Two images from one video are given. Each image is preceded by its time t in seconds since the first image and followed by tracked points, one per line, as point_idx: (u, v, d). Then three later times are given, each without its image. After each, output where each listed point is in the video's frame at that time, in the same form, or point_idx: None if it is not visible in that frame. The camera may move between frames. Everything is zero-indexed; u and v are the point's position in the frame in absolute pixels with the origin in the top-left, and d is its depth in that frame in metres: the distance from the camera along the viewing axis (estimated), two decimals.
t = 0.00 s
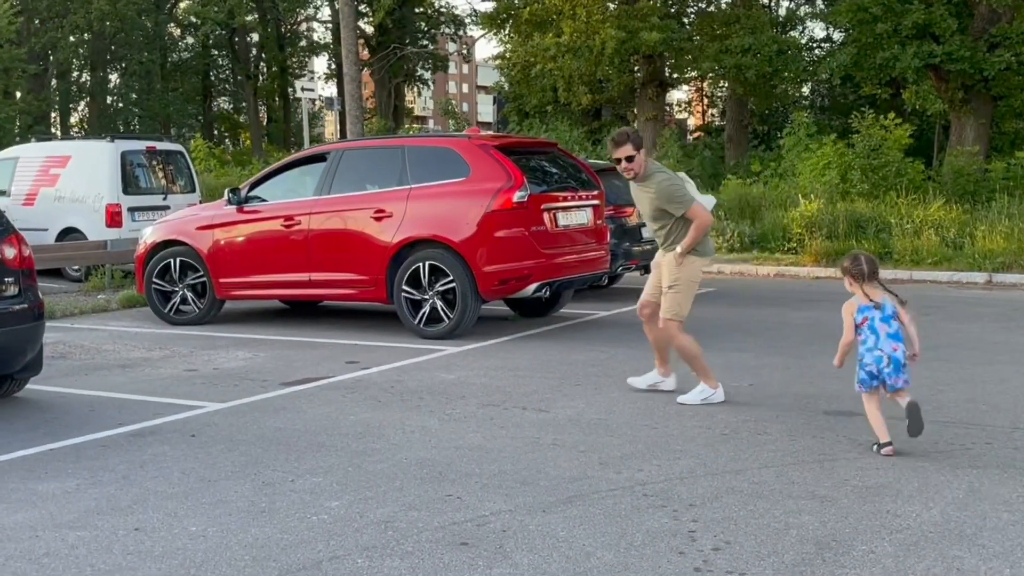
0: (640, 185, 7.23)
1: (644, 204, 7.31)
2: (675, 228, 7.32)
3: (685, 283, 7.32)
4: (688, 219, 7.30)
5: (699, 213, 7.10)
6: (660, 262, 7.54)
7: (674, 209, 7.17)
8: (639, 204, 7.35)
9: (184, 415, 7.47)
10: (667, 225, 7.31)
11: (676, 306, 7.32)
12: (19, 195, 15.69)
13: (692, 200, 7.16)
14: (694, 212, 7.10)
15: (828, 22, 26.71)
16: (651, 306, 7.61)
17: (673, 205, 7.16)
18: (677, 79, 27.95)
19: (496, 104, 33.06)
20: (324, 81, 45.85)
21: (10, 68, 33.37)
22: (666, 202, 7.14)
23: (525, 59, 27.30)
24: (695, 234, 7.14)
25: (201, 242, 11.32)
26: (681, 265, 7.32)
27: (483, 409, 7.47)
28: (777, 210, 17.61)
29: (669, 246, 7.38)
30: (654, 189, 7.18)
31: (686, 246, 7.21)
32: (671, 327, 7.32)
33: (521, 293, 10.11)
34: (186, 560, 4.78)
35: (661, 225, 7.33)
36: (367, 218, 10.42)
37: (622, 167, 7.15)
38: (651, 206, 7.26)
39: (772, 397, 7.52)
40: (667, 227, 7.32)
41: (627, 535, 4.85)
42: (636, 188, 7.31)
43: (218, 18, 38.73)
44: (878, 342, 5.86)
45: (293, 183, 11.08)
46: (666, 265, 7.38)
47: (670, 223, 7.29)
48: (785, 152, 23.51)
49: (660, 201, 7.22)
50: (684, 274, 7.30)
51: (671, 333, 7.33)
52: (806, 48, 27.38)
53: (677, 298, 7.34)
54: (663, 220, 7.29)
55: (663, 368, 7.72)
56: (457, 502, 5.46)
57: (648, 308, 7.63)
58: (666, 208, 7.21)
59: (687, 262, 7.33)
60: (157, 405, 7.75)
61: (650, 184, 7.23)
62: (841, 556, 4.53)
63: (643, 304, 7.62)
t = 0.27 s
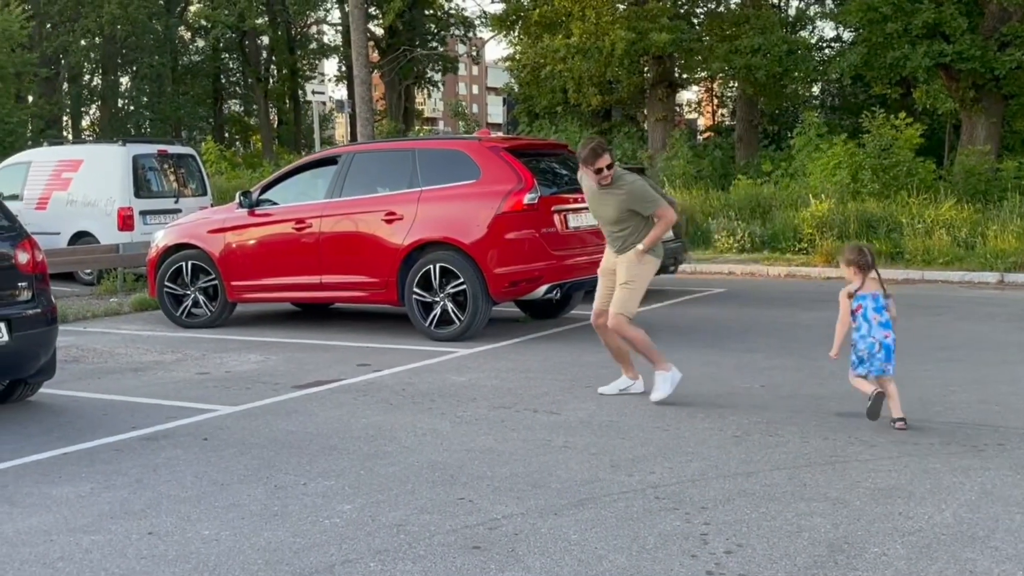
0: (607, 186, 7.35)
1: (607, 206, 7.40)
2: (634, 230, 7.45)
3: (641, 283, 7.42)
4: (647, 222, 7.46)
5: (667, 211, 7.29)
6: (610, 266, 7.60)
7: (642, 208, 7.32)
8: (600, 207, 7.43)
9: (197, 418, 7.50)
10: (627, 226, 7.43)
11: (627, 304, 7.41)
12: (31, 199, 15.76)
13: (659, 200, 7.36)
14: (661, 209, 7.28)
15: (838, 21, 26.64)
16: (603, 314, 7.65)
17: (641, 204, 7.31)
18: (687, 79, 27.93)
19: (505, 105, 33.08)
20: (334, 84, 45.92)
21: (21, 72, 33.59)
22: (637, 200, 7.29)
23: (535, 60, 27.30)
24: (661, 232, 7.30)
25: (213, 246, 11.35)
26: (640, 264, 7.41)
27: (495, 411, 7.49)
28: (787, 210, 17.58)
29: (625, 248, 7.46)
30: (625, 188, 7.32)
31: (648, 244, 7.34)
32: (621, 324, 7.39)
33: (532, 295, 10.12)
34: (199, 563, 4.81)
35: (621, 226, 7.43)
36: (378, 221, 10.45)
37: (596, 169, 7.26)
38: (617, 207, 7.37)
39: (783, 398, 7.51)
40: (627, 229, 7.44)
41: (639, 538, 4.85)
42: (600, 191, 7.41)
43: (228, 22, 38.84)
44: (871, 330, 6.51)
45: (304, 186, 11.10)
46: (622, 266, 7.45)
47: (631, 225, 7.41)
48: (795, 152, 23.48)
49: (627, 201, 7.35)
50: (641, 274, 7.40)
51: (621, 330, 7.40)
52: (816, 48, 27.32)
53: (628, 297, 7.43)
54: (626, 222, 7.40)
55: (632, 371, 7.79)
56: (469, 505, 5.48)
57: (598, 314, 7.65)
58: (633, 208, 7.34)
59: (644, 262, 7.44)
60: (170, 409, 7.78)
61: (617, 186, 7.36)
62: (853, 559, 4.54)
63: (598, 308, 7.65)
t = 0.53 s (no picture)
0: (594, 181, 7.39)
1: (588, 199, 7.40)
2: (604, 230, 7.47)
3: (602, 284, 7.43)
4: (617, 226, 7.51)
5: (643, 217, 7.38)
6: (570, 265, 7.57)
7: (621, 209, 7.38)
8: (580, 200, 7.41)
9: (218, 418, 7.54)
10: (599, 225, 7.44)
11: (590, 304, 7.42)
12: (53, 202, 15.87)
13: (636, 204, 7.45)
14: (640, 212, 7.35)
15: (857, 20, 26.52)
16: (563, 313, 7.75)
17: (621, 205, 7.37)
18: (704, 79, 27.85)
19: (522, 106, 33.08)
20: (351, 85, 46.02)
21: (43, 76, 33.86)
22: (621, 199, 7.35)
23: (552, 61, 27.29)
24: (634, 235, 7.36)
25: (232, 247, 11.41)
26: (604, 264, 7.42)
27: (514, 411, 7.50)
28: (806, 209, 17.52)
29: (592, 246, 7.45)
30: (610, 185, 7.39)
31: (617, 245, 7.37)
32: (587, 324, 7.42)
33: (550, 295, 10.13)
34: (221, 562, 4.83)
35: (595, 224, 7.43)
36: (396, 222, 10.47)
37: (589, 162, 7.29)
38: (597, 203, 7.38)
39: (803, 397, 7.49)
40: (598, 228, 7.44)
41: (660, 537, 4.85)
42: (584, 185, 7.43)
43: (246, 24, 38.99)
44: (851, 312, 6.93)
45: (323, 188, 11.14)
46: (587, 265, 7.43)
47: (604, 224, 7.43)
48: (814, 151, 23.40)
49: (608, 199, 7.39)
50: (605, 275, 7.43)
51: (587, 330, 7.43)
52: (834, 47, 27.19)
53: (589, 297, 7.44)
54: (602, 220, 7.42)
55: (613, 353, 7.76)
56: (490, 504, 5.49)
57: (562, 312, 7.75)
58: (612, 207, 7.39)
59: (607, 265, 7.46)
60: (191, 409, 7.82)
61: (602, 182, 7.40)
62: (875, 558, 4.52)
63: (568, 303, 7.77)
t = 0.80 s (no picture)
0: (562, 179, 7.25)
1: (560, 198, 7.26)
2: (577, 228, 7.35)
3: (587, 284, 7.36)
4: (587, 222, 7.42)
5: (616, 210, 7.32)
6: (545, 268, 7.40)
7: (593, 204, 7.28)
8: (551, 200, 7.26)
9: (247, 418, 7.57)
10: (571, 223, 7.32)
11: (583, 307, 7.36)
12: (82, 203, 15.99)
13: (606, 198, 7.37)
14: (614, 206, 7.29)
15: (884, 17, 26.37)
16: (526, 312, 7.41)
17: (593, 199, 7.27)
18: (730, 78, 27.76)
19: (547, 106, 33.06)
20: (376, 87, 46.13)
21: (71, 79, 34.13)
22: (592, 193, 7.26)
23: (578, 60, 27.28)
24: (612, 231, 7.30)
25: (260, 248, 11.45)
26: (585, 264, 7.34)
27: (542, 411, 7.49)
28: (835, 207, 17.41)
29: (569, 247, 7.34)
30: (578, 181, 7.27)
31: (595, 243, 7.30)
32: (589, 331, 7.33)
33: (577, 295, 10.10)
34: (253, 561, 4.85)
35: (569, 223, 7.31)
36: (423, 222, 10.48)
37: (553, 156, 7.16)
38: (570, 201, 7.26)
39: (833, 396, 7.44)
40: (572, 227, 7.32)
41: (692, 537, 4.83)
42: (552, 183, 7.28)
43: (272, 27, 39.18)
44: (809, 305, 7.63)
45: (349, 188, 11.17)
46: (570, 267, 7.34)
47: (577, 222, 7.32)
48: (841, 149, 23.28)
49: (579, 195, 7.27)
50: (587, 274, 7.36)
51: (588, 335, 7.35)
52: (861, 44, 27.03)
53: (577, 300, 7.36)
54: (574, 217, 7.30)
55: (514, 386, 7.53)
56: (519, 503, 5.49)
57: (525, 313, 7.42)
58: (584, 203, 7.28)
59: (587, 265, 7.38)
60: (221, 409, 7.86)
61: (571, 180, 7.28)
62: (910, 558, 4.48)
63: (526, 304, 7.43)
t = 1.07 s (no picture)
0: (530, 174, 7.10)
1: (529, 193, 7.10)
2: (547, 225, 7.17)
3: (554, 281, 7.13)
4: (558, 220, 7.24)
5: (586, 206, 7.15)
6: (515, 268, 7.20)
7: (564, 201, 7.11)
8: (520, 194, 7.10)
9: (275, 416, 7.60)
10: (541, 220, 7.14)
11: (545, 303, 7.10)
12: (111, 203, 16.11)
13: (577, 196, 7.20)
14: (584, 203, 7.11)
15: (913, 12, 26.16)
16: (513, 324, 7.19)
17: (564, 195, 7.10)
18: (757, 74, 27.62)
19: (573, 104, 32.99)
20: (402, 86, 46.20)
21: (99, 80, 34.38)
22: (563, 189, 7.09)
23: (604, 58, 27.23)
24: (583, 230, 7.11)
25: (288, 247, 11.49)
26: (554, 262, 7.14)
27: (568, 409, 7.48)
28: (863, 204, 17.28)
29: (537, 245, 7.14)
30: (547, 175, 7.10)
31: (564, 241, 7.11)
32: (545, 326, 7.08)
33: (603, 293, 10.07)
34: (281, 558, 4.87)
35: (538, 219, 7.13)
36: (449, 220, 10.49)
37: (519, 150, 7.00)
38: (539, 196, 7.10)
39: (862, 394, 7.38)
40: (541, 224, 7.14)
41: (720, 535, 4.81)
42: (521, 177, 7.12)
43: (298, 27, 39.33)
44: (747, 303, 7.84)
45: (376, 187, 11.20)
46: (538, 264, 7.13)
47: (547, 218, 7.14)
48: (870, 145, 23.10)
49: (549, 190, 7.11)
50: (556, 272, 7.14)
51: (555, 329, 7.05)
52: (890, 39, 26.83)
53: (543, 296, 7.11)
54: (544, 213, 7.13)
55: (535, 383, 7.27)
56: (546, 501, 5.48)
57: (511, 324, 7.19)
58: (554, 198, 7.12)
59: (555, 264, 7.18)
60: (249, 407, 7.89)
61: (540, 174, 7.12)
62: (941, 557, 4.44)
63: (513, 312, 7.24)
